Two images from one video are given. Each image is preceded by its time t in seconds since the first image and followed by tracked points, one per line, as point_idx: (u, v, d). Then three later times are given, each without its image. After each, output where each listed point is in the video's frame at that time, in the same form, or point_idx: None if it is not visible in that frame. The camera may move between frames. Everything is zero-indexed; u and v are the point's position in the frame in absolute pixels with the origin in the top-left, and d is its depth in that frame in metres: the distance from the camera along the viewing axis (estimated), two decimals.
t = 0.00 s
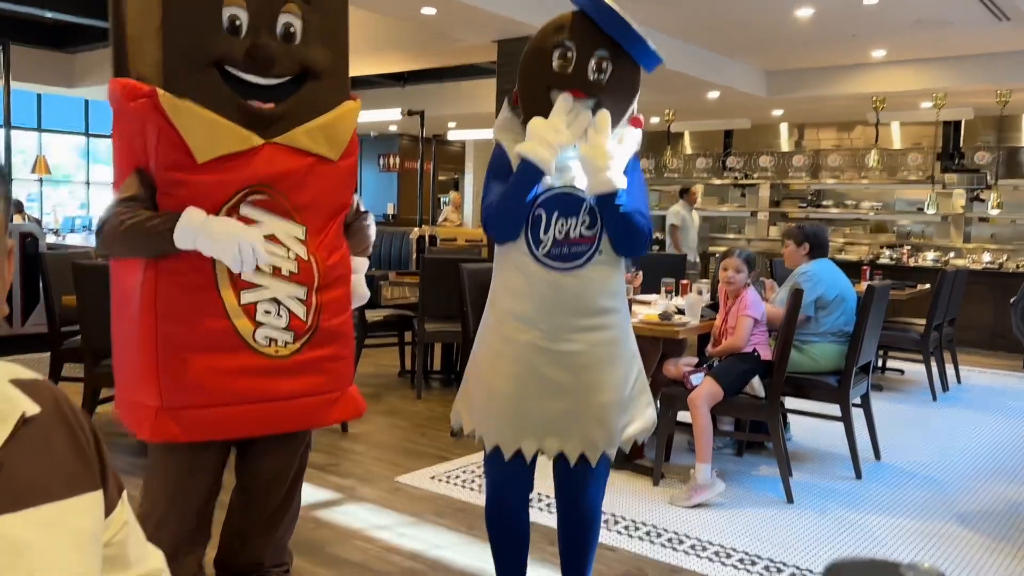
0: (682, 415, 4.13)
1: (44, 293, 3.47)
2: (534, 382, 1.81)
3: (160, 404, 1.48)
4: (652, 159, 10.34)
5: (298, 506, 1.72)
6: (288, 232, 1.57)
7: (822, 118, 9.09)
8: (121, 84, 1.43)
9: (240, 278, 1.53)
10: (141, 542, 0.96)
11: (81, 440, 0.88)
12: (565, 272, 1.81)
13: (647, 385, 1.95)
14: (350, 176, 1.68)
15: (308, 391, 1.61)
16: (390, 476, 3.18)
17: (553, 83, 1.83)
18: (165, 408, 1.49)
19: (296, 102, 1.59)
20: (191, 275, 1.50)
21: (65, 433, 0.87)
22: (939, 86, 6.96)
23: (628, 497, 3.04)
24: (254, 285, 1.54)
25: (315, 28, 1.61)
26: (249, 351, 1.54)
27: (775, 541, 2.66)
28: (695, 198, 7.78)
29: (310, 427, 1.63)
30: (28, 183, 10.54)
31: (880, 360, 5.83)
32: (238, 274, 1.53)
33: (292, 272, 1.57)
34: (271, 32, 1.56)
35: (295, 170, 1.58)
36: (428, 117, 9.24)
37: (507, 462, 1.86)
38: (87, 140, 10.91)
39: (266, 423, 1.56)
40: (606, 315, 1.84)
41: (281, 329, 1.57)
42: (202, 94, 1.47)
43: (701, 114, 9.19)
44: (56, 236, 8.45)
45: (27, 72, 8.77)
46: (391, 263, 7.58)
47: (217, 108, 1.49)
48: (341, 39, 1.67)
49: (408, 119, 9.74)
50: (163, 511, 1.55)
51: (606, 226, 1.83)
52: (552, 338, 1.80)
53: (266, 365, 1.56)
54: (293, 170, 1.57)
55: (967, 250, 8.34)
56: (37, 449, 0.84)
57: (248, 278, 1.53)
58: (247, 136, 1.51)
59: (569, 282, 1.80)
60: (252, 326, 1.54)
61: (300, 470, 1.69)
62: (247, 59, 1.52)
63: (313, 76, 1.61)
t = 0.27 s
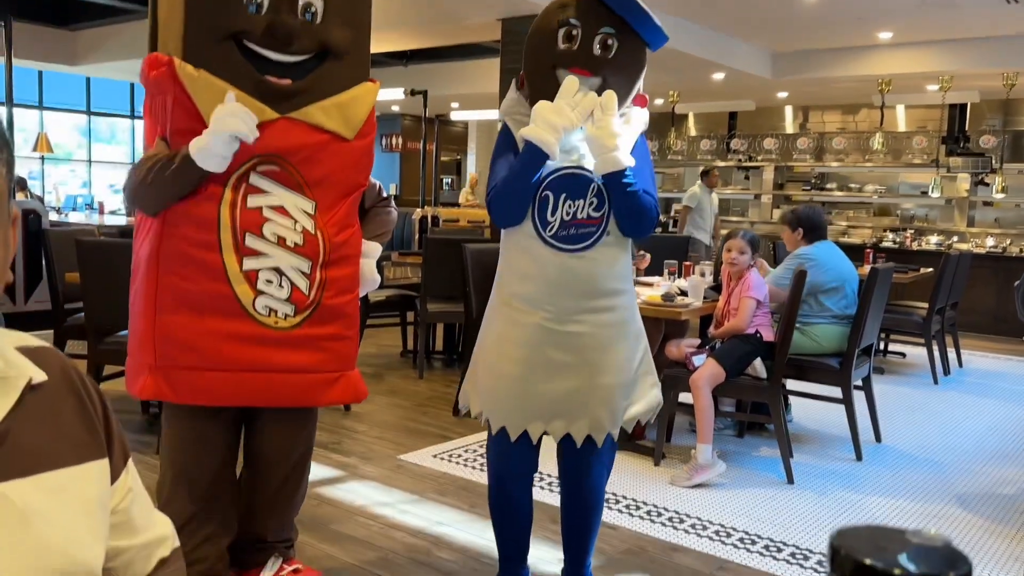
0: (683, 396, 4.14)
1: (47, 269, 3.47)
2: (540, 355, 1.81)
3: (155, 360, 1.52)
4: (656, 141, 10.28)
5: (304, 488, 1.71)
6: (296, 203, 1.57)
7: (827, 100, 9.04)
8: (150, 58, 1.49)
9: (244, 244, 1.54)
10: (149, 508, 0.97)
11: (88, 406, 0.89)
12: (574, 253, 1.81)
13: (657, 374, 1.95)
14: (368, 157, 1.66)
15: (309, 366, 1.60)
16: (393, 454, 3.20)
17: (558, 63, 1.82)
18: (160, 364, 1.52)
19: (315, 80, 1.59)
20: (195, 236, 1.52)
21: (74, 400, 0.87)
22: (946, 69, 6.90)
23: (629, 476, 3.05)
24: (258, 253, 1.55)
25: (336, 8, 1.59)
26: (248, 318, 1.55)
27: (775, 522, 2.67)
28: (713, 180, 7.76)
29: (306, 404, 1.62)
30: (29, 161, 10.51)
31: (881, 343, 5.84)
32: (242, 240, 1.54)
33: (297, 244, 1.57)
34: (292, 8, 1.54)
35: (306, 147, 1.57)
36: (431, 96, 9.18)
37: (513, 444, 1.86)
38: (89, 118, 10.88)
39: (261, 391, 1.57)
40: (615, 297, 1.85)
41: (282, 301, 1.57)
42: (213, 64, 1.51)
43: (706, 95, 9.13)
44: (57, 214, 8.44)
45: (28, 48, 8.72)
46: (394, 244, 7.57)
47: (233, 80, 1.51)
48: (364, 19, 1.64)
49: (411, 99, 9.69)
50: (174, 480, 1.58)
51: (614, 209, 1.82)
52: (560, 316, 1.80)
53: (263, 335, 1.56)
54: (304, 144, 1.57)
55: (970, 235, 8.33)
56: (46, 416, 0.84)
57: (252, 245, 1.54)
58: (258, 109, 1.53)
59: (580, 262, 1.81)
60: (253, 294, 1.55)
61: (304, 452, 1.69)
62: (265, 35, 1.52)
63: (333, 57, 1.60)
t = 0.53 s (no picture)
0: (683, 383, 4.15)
1: (48, 253, 3.47)
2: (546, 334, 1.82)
3: (160, 334, 1.52)
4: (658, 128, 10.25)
5: (308, 466, 1.72)
6: (301, 179, 1.57)
7: (831, 88, 9.01)
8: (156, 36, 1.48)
9: (250, 219, 1.54)
10: (156, 478, 0.98)
11: (90, 378, 0.89)
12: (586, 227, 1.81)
13: (665, 356, 1.95)
14: (372, 136, 1.65)
15: (314, 343, 1.60)
16: (393, 439, 3.21)
17: (570, 39, 1.80)
18: (165, 338, 1.52)
19: (321, 57, 1.58)
20: (201, 210, 1.52)
21: (75, 373, 0.88)
22: (951, 58, 6.87)
23: (629, 462, 3.06)
24: (264, 228, 1.55)
25: None
26: (252, 293, 1.56)
27: (774, 507, 2.69)
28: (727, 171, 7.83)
29: (310, 381, 1.62)
30: (30, 145, 10.49)
31: (882, 332, 5.84)
32: (247, 214, 1.54)
33: (302, 219, 1.57)
34: None
35: (311, 123, 1.57)
36: (433, 82, 9.14)
37: (528, 425, 1.87)
38: (90, 102, 10.85)
39: (265, 367, 1.57)
40: (622, 278, 1.85)
41: (288, 276, 1.58)
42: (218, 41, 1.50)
43: (709, 82, 9.09)
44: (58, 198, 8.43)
45: (28, 31, 8.67)
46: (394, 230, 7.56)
47: (239, 57, 1.51)
48: None
49: (412, 84, 9.65)
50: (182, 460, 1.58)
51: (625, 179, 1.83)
52: (563, 294, 1.81)
53: (268, 309, 1.56)
54: (309, 122, 1.57)
55: (973, 224, 8.31)
56: (48, 389, 0.85)
57: (257, 220, 1.55)
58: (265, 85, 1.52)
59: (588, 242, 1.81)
60: (258, 269, 1.56)
61: (309, 428, 1.70)
62: (272, 13, 1.52)
63: (340, 36, 1.59)
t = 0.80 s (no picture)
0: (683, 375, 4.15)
1: (48, 242, 3.46)
2: (548, 328, 1.81)
3: (160, 324, 1.51)
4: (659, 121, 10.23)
5: (307, 454, 1.72)
6: (304, 171, 1.56)
7: (833, 82, 9.01)
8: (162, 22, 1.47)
9: (252, 210, 1.53)
10: (151, 466, 0.97)
11: (83, 365, 0.89)
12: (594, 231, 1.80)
13: (668, 351, 1.94)
14: (374, 127, 1.65)
15: (315, 334, 1.60)
16: (392, 429, 3.21)
17: (582, 39, 1.79)
18: (165, 329, 1.51)
19: (325, 47, 1.57)
20: (203, 201, 1.51)
21: (69, 357, 0.87)
22: (953, 51, 6.85)
23: (629, 453, 3.06)
24: (266, 219, 1.54)
25: None
26: (255, 285, 1.55)
27: (773, 499, 2.69)
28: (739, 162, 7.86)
29: (310, 373, 1.61)
30: (31, 135, 10.47)
31: (882, 325, 5.84)
32: (250, 205, 1.53)
33: (304, 211, 1.56)
34: None
35: (314, 114, 1.56)
36: (434, 73, 9.12)
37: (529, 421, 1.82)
38: (90, 92, 10.82)
39: (265, 359, 1.56)
40: (626, 273, 1.85)
41: (289, 268, 1.57)
42: (223, 27, 1.48)
43: (710, 74, 9.07)
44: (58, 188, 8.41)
45: (28, 20, 8.65)
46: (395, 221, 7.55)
47: (245, 45, 1.50)
48: None
49: (413, 75, 9.62)
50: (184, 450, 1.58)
51: (627, 185, 1.82)
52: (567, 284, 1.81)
53: (270, 302, 1.56)
54: (312, 113, 1.56)
55: (974, 218, 8.28)
56: (39, 374, 0.85)
57: (260, 212, 1.54)
58: (269, 74, 1.51)
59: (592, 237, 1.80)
60: (260, 260, 1.55)
61: (309, 417, 1.70)
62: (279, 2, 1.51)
63: (344, 26, 1.59)
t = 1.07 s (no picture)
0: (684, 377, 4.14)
1: (49, 241, 3.45)
2: (551, 334, 1.81)
3: (164, 327, 1.51)
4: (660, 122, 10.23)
5: (309, 457, 1.71)
6: (312, 176, 1.56)
7: (834, 84, 9.01)
8: (174, 21, 1.47)
9: (258, 215, 1.53)
10: (157, 463, 0.96)
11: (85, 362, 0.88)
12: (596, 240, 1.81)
13: (669, 357, 1.94)
14: (383, 132, 1.64)
15: (320, 339, 1.59)
16: (393, 430, 3.20)
17: (583, 47, 1.78)
18: (169, 332, 1.51)
19: (338, 50, 1.57)
20: (208, 206, 1.51)
21: (70, 356, 0.87)
22: (955, 54, 6.85)
23: (629, 456, 3.06)
24: (272, 224, 1.54)
25: None
26: (259, 289, 1.54)
27: (775, 502, 2.68)
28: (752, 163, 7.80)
29: (313, 378, 1.61)
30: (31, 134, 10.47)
31: (884, 328, 5.83)
32: (256, 209, 1.53)
33: (311, 217, 1.56)
34: None
35: (323, 118, 1.56)
36: (435, 73, 9.12)
37: (530, 424, 1.81)
38: (91, 92, 10.81)
39: (268, 364, 1.56)
40: (629, 279, 1.84)
41: (294, 273, 1.57)
42: (234, 27, 1.47)
43: (712, 76, 9.07)
44: (58, 187, 8.41)
45: (29, 20, 8.65)
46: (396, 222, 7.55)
47: (257, 45, 1.49)
48: None
49: (414, 76, 9.61)
50: (186, 452, 1.57)
51: (628, 194, 1.82)
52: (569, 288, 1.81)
53: (274, 307, 1.55)
54: (322, 117, 1.56)
55: (975, 221, 8.26)
56: (41, 372, 0.84)
57: (266, 216, 1.53)
58: (279, 76, 1.51)
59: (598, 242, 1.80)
60: (265, 265, 1.54)
61: (312, 420, 1.69)
62: (293, 4, 1.50)
63: (357, 29, 1.58)
